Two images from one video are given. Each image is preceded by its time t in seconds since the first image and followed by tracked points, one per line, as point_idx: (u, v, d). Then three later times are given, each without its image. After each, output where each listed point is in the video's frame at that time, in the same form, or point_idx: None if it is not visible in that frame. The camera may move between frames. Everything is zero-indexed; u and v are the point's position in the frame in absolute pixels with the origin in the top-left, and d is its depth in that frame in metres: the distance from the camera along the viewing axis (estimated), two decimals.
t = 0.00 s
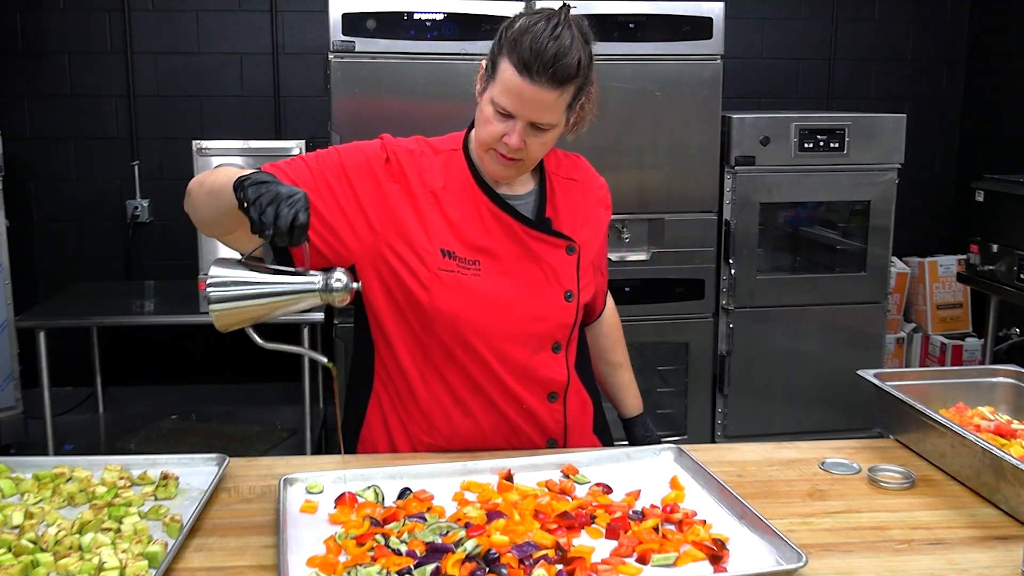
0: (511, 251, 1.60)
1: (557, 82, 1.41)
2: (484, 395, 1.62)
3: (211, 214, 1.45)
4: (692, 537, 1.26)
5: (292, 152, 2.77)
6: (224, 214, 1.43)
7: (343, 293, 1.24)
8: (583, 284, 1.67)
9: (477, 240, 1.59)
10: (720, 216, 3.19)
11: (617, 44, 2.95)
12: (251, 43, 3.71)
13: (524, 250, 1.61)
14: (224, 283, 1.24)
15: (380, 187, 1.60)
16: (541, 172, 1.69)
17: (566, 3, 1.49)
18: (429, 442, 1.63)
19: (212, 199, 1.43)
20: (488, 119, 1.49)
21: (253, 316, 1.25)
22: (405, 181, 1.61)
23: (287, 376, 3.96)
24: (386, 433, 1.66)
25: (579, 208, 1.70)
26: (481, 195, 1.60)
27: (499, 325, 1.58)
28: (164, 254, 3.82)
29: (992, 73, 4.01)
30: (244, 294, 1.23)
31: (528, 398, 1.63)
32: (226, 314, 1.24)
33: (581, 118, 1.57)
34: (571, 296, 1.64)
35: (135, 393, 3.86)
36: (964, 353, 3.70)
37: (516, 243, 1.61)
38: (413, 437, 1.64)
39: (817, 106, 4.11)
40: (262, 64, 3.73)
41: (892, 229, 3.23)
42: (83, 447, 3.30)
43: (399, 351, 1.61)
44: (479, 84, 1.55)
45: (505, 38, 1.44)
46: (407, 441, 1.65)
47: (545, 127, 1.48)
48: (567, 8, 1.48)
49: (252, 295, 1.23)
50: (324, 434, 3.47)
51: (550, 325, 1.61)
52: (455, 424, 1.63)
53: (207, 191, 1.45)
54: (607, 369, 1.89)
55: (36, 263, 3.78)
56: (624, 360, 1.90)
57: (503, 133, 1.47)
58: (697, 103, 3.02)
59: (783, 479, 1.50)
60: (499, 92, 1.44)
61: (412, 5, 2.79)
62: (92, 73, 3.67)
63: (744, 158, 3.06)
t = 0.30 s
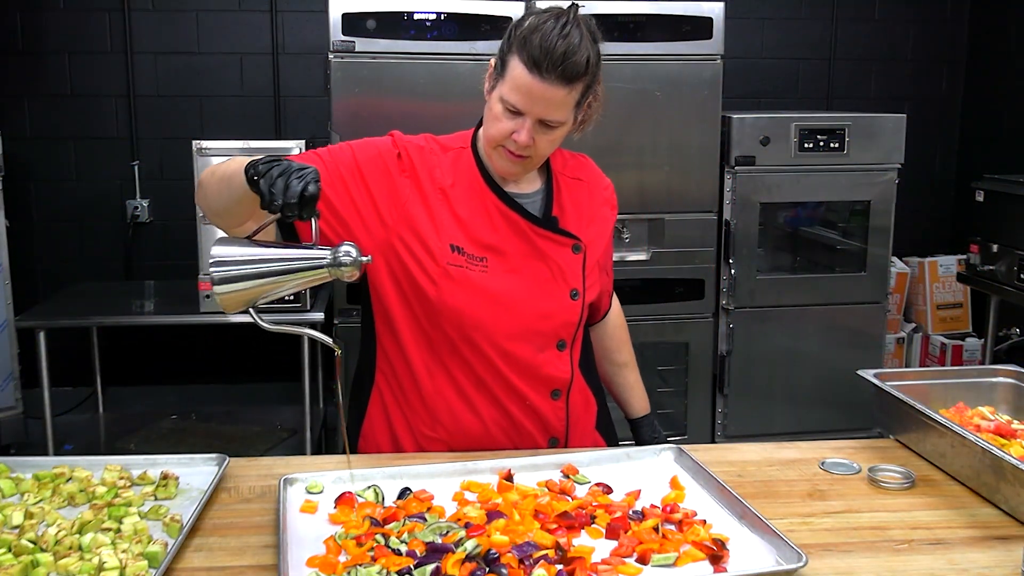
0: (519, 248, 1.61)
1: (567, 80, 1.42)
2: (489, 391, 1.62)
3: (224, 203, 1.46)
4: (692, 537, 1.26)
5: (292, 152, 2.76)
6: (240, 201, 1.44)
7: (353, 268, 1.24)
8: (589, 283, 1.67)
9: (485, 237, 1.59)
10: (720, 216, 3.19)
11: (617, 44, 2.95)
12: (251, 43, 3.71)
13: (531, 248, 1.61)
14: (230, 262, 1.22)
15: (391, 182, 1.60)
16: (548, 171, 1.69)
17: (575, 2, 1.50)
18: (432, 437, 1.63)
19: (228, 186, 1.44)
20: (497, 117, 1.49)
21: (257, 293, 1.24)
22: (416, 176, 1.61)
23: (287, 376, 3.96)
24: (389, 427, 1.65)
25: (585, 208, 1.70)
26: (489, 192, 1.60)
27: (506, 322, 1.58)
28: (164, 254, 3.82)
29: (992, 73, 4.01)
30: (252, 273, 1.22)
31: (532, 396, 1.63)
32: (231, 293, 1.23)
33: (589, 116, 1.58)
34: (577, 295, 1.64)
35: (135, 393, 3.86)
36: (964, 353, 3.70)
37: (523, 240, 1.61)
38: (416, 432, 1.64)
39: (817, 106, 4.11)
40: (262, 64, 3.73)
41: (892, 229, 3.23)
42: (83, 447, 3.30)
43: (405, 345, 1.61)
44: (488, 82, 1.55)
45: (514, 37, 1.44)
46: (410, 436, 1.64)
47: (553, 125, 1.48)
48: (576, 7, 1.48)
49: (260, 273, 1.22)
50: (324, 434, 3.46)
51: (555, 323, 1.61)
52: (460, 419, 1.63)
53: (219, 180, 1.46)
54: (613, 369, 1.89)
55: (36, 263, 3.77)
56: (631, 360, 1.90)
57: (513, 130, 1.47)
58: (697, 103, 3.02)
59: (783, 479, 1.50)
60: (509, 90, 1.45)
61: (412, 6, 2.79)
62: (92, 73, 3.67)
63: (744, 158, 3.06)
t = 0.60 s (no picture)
0: (532, 248, 1.61)
1: (585, 80, 1.42)
2: (500, 389, 1.63)
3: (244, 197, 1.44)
4: (692, 537, 1.26)
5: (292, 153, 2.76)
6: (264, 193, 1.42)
7: (384, 276, 1.25)
8: (601, 283, 1.68)
9: (499, 235, 1.59)
10: (720, 216, 3.20)
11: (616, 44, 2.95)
12: (251, 43, 3.71)
13: (544, 248, 1.62)
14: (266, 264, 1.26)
15: (407, 179, 1.60)
16: (562, 171, 1.69)
17: (593, 3, 1.50)
18: (443, 433, 1.63)
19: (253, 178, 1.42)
20: (514, 116, 1.49)
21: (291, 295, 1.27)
22: (431, 174, 1.61)
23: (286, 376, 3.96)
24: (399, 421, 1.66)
25: (598, 209, 1.70)
26: (504, 192, 1.60)
27: (518, 320, 1.59)
28: (164, 254, 3.82)
29: (992, 73, 4.01)
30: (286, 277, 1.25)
31: (543, 395, 1.64)
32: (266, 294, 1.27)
33: (605, 117, 1.58)
34: (589, 295, 1.64)
35: (135, 393, 3.86)
36: (964, 353, 3.70)
37: (536, 240, 1.61)
38: (426, 428, 1.65)
39: (817, 106, 4.11)
40: (262, 64, 3.73)
41: (892, 229, 3.23)
42: (83, 447, 3.31)
43: (418, 341, 1.61)
44: (504, 82, 1.55)
45: (533, 36, 1.45)
46: (421, 431, 1.65)
47: (570, 125, 1.49)
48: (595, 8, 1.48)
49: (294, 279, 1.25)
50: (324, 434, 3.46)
51: (567, 322, 1.62)
52: (470, 416, 1.63)
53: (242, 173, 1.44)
54: (622, 369, 1.89)
55: (36, 263, 3.78)
56: (638, 361, 1.90)
57: (530, 130, 1.48)
58: (697, 103, 3.02)
59: (783, 479, 1.50)
60: (527, 89, 1.45)
61: (412, 5, 2.79)
62: (92, 73, 3.67)
63: (744, 158, 3.06)
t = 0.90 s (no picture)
0: (548, 245, 1.62)
1: (603, 76, 1.43)
2: (515, 386, 1.63)
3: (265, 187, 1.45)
4: (692, 537, 1.26)
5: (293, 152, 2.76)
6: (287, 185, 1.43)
7: (402, 257, 1.23)
8: (615, 281, 1.68)
9: (515, 232, 1.60)
10: (720, 216, 3.20)
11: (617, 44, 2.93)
12: (251, 43, 3.71)
13: (559, 245, 1.63)
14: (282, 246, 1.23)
15: (425, 174, 1.61)
16: (577, 170, 1.70)
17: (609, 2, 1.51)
18: (456, 429, 1.63)
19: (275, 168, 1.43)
20: (531, 112, 1.50)
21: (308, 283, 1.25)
22: (449, 170, 1.62)
23: (286, 376, 3.96)
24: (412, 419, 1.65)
25: (612, 207, 1.71)
26: (520, 189, 1.61)
27: (534, 317, 1.60)
28: (164, 254, 3.82)
29: (992, 73, 4.01)
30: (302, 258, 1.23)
31: (557, 392, 1.64)
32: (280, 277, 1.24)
33: (620, 116, 1.59)
34: (605, 292, 1.65)
35: (135, 393, 3.86)
36: (964, 353, 3.70)
37: (552, 236, 1.62)
38: (439, 424, 1.64)
39: (817, 106, 4.11)
40: (262, 64, 3.73)
41: (892, 229, 3.23)
42: (83, 447, 3.31)
43: (433, 336, 1.62)
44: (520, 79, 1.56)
45: (550, 33, 1.45)
46: (434, 428, 1.65)
47: (587, 121, 1.49)
48: (611, 7, 1.49)
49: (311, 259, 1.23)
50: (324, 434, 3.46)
51: (582, 319, 1.63)
52: (485, 412, 1.63)
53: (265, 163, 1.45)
54: (634, 368, 1.90)
55: (36, 263, 3.78)
56: (651, 359, 1.91)
57: (547, 126, 1.48)
58: (697, 103, 3.02)
59: (783, 479, 1.50)
60: (544, 85, 1.46)
61: (412, 6, 2.79)
62: (92, 73, 3.67)
63: (744, 158, 3.06)
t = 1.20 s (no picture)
0: (569, 242, 1.62)
1: (630, 78, 1.43)
2: (536, 383, 1.63)
3: (292, 181, 1.47)
4: (692, 537, 1.26)
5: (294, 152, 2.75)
6: (315, 181, 1.46)
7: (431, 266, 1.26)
8: (634, 279, 1.69)
9: (538, 228, 1.60)
10: (720, 216, 3.20)
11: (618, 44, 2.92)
12: (251, 43, 3.71)
13: (581, 242, 1.63)
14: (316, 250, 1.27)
15: (447, 171, 1.61)
16: (596, 168, 1.70)
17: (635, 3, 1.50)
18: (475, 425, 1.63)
19: (307, 162, 1.45)
20: (556, 112, 1.50)
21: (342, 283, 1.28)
22: (471, 167, 1.62)
23: (286, 376, 3.96)
24: (430, 415, 1.65)
25: (632, 206, 1.71)
26: (542, 186, 1.61)
27: (556, 314, 1.60)
28: (164, 254, 3.82)
29: (992, 73, 4.01)
30: (333, 259, 1.26)
31: (577, 389, 1.64)
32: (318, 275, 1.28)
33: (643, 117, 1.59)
34: (625, 290, 1.66)
35: (135, 393, 3.87)
36: (964, 353, 3.70)
37: (573, 234, 1.62)
38: (459, 420, 1.64)
39: (817, 106, 4.11)
40: (262, 64, 3.73)
41: (892, 229, 3.23)
42: (83, 447, 3.31)
43: (455, 332, 1.61)
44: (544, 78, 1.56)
45: (577, 34, 1.45)
46: (454, 424, 1.64)
47: (612, 122, 1.49)
48: (637, 8, 1.49)
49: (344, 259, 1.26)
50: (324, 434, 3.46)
51: (603, 317, 1.63)
52: (504, 409, 1.63)
53: (291, 156, 1.46)
54: (647, 366, 1.91)
55: (36, 263, 3.78)
56: (664, 358, 1.91)
57: (571, 126, 1.48)
58: (697, 103, 3.02)
59: (783, 479, 1.50)
60: (571, 85, 1.46)
61: (412, 5, 2.79)
62: (93, 73, 3.67)
63: (744, 158, 3.06)
